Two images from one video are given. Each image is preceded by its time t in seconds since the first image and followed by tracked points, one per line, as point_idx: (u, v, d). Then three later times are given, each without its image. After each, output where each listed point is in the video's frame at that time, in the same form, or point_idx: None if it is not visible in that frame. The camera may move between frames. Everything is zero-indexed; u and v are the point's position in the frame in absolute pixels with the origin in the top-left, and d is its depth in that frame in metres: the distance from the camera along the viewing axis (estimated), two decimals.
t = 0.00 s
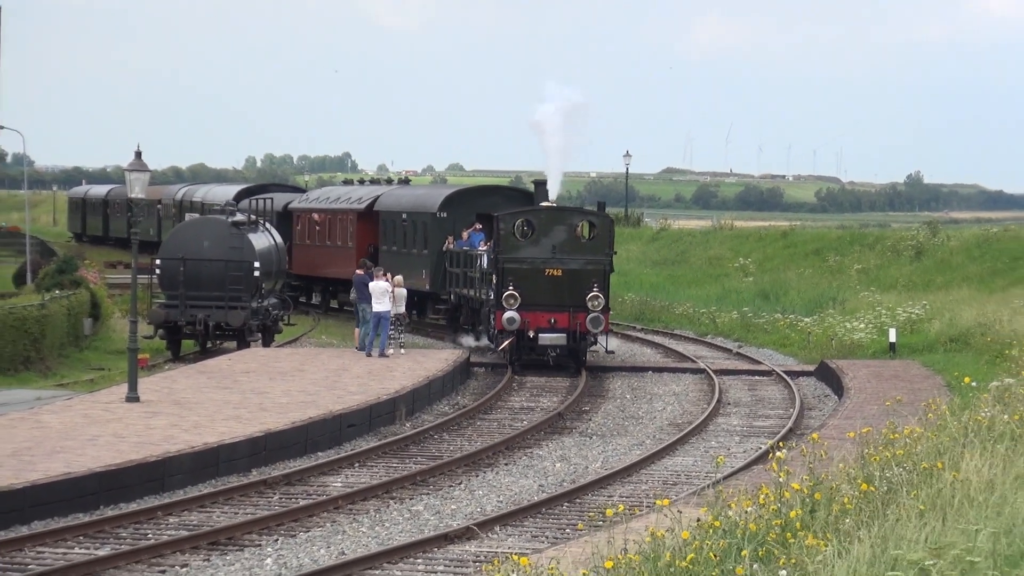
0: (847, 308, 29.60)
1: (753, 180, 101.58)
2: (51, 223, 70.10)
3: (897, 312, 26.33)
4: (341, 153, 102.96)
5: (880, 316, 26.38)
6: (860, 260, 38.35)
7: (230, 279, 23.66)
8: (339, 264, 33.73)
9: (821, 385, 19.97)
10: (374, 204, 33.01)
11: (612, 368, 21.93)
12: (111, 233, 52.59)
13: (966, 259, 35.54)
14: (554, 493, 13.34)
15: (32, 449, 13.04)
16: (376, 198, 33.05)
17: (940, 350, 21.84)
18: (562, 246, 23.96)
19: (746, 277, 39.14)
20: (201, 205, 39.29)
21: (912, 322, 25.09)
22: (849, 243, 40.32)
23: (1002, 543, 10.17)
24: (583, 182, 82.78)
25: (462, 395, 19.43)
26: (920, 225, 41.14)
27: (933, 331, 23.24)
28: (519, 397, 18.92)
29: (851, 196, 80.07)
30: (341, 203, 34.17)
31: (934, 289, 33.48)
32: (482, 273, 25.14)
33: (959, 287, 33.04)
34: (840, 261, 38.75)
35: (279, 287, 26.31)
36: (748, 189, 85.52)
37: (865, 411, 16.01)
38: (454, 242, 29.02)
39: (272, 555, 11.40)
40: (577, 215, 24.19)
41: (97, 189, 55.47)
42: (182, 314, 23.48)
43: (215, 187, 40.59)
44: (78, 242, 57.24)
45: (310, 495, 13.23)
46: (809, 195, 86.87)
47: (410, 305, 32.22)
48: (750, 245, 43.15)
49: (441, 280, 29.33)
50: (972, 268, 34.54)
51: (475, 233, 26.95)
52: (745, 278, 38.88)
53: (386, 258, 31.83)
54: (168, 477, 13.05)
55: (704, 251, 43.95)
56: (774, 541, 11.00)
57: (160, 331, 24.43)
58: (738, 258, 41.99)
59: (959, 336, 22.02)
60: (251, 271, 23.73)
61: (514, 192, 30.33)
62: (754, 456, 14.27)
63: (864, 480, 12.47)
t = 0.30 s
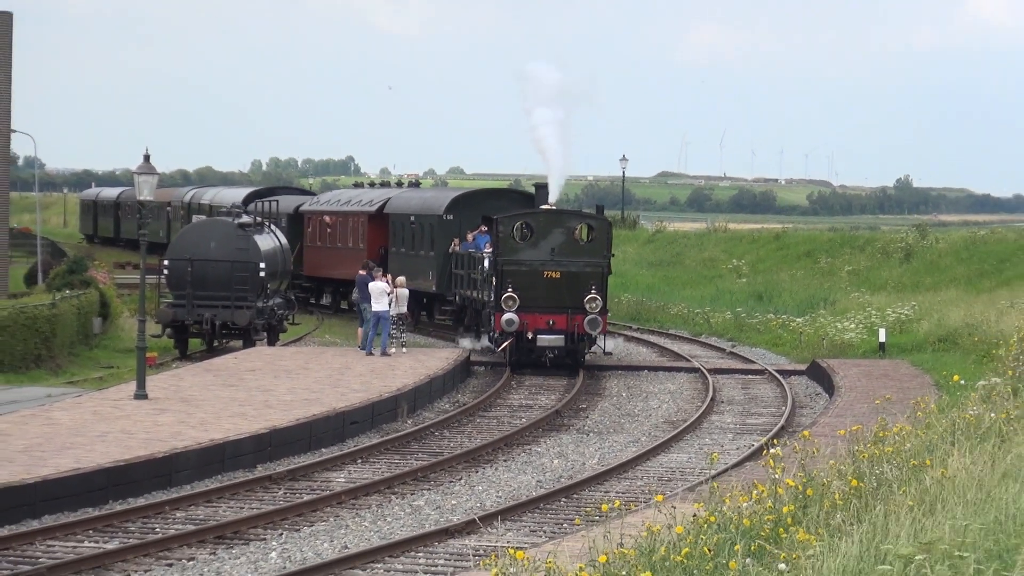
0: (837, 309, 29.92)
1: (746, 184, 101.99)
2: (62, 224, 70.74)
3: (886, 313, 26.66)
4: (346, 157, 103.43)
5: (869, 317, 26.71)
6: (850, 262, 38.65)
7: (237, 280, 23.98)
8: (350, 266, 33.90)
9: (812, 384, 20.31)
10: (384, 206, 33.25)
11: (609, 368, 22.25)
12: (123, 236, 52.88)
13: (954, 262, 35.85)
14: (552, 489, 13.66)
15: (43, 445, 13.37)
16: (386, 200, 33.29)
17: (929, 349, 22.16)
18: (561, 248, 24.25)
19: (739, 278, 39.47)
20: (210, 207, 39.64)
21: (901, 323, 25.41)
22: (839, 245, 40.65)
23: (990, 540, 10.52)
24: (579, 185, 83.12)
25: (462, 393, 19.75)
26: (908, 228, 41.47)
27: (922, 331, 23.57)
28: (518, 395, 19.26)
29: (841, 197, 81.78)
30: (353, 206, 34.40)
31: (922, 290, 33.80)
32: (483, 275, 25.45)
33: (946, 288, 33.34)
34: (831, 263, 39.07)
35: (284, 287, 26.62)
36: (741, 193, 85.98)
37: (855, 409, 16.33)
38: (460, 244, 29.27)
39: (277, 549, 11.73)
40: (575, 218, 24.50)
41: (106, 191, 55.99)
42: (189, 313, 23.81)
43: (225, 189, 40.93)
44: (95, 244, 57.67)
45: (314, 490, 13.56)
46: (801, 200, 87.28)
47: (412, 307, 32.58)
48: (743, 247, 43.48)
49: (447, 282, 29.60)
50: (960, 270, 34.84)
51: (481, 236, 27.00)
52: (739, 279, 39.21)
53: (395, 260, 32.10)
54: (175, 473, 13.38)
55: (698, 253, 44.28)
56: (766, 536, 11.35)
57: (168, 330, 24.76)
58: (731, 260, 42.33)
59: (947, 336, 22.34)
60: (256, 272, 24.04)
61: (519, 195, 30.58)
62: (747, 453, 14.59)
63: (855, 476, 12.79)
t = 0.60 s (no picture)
0: (827, 309, 30.42)
1: (739, 188, 102.66)
2: (75, 228, 71.47)
3: (874, 313, 27.16)
4: (348, 163, 104.11)
5: (857, 317, 27.21)
6: (839, 264, 39.13)
7: (248, 280, 24.46)
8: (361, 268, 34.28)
9: (802, 381, 20.80)
10: (396, 210, 33.67)
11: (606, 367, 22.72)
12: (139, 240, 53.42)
13: (940, 263, 36.34)
14: (551, 482, 14.16)
15: (61, 440, 13.87)
16: (398, 204, 33.72)
17: (914, 348, 22.65)
18: (558, 251, 24.74)
19: (731, 279, 39.95)
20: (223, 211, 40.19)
21: (888, 323, 25.90)
22: (829, 247, 41.14)
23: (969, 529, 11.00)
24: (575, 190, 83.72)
25: (464, 390, 20.25)
26: (896, 231, 41.97)
27: (908, 330, 24.05)
28: (518, 392, 19.75)
29: (829, 203, 82.43)
30: (367, 210, 34.85)
31: (908, 291, 34.30)
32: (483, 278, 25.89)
33: (931, 289, 33.83)
34: (820, 265, 39.57)
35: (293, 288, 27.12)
36: (734, 197, 86.73)
37: (844, 406, 16.79)
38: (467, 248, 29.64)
39: (286, 540, 12.23)
40: (573, 222, 25.00)
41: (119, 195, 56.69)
42: (201, 313, 24.41)
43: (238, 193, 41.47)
44: (112, 247, 58.23)
45: (321, 483, 14.05)
46: (793, 203, 87.94)
47: (419, 310, 33.09)
48: (735, 250, 43.99)
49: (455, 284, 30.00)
50: (945, 271, 35.33)
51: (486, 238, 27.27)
52: (731, 281, 39.69)
53: (406, 263, 32.52)
54: (188, 467, 13.88)
55: (691, 256, 44.78)
56: (757, 528, 11.84)
57: (181, 329, 25.35)
58: (723, 262, 42.82)
59: (932, 336, 22.82)
60: (266, 273, 24.48)
61: (527, 199, 30.94)
62: (739, 448, 15.09)
63: (843, 470, 13.27)
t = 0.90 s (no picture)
0: (816, 306, 30.97)
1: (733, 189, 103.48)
2: (94, 228, 72.33)
3: (861, 310, 27.72)
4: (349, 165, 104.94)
5: (845, 314, 27.77)
6: (827, 263, 39.70)
7: (259, 278, 25.03)
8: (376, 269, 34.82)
9: (792, 375, 21.36)
10: (408, 211, 34.20)
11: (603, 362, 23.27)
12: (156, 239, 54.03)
13: (925, 262, 36.90)
14: (550, 473, 14.70)
15: (78, 432, 14.41)
16: (410, 205, 34.24)
17: (900, 344, 23.21)
18: (557, 251, 25.18)
19: (724, 277, 40.50)
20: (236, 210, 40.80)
21: (875, 319, 26.46)
22: (818, 246, 41.71)
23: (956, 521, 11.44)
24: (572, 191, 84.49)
25: (467, 384, 20.80)
26: (883, 231, 42.55)
27: (894, 327, 24.61)
28: (519, 386, 20.31)
29: (819, 206, 85.39)
30: (379, 211, 35.42)
31: (894, 288, 34.88)
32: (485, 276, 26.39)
33: (916, 287, 34.39)
34: (810, 264, 40.14)
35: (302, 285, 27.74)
36: (727, 199, 87.68)
37: (833, 399, 17.32)
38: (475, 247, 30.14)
39: (296, 528, 12.76)
40: (572, 222, 25.46)
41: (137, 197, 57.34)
42: (214, 309, 24.96)
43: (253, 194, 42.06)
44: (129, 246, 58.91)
45: (330, 473, 14.59)
46: (784, 206, 88.74)
47: (428, 308, 33.67)
48: (728, 249, 44.57)
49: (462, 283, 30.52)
50: (929, 270, 35.91)
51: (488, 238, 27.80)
52: (723, 278, 40.24)
53: (417, 262, 33.05)
54: (201, 457, 14.43)
55: (685, 255, 45.36)
56: (748, 515, 12.38)
57: (194, 325, 25.97)
58: (716, 260, 43.39)
59: (918, 332, 23.36)
60: (277, 271, 25.05)
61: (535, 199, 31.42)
62: (731, 439, 15.65)
63: (831, 461, 13.80)
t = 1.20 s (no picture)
0: (805, 305, 31.74)
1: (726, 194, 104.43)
2: (122, 231, 73.43)
3: (848, 309, 28.48)
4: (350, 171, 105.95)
5: (833, 313, 28.53)
6: (815, 265, 40.47)
7: (275, 279, 25.92)
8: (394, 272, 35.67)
9: (783, 371, 22.12)
10: (422, 215, 34.94)
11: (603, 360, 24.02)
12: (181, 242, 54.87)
13: (909, 264, 37.68)
14: (552, 464, 15.44)
15: (104, 425, 15.17)
16: (425, 210, 34.99)
17: (885, 341, 23.97)
18: (558, 254, 25.91)
19: (717, 278, 41.27)
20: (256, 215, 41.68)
21: (861, 318, 27.22)
22: (807, 249, 42.48)
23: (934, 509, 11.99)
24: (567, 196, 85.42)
25: (473, 380, 21.55)
26: (869, 234, 43.34)
27: (879, 326, 25.37)
28: (522, 382, 21.06)
29: (808, 210, 86.64)
30: (395, 215, 36.20)
31: (880, 288, 35.66)
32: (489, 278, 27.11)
33: (900, 287, 35.19)
34: (799, 265, 40.92)
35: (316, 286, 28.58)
36: (720, 204, 88.72)
37: (820, 394, 18.06)
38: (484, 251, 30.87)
39: (311, 517, 13.50)
40: (573, 226, 26.19)
41: (161, 201, 58.18)
42: (233, 309, 25.83)
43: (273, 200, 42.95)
44: (151, 248, 59.61)
45: (343, 464, 15.34)
46: (775, 211, 89.73)
47: (442, 308, 34.46)
48: (721, 251, 45.34)
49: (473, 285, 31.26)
50: (913, 271, 36.70)
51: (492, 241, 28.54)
52: (716, 279, 41.03)
53: (432, 265, 33.82)
54: (220, 450, 15.18)
55: (680, 256, 46.14)
56: (740, 504, 13.12)
57: (213, 324, 26.84)
58: (710, 262, 44.16)
59: (903, 330, 24.11)
60: (293, 272, 25.95)
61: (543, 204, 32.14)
62: (725, 432, 16.38)
63: (820, 453, 14.55)
